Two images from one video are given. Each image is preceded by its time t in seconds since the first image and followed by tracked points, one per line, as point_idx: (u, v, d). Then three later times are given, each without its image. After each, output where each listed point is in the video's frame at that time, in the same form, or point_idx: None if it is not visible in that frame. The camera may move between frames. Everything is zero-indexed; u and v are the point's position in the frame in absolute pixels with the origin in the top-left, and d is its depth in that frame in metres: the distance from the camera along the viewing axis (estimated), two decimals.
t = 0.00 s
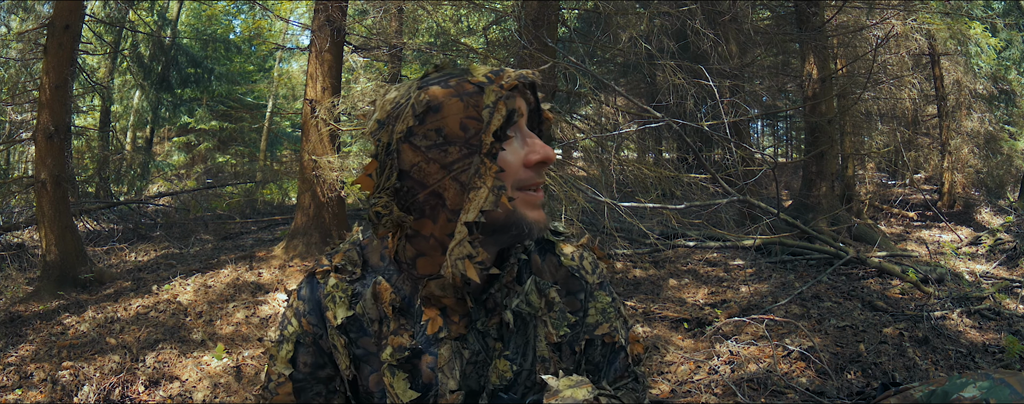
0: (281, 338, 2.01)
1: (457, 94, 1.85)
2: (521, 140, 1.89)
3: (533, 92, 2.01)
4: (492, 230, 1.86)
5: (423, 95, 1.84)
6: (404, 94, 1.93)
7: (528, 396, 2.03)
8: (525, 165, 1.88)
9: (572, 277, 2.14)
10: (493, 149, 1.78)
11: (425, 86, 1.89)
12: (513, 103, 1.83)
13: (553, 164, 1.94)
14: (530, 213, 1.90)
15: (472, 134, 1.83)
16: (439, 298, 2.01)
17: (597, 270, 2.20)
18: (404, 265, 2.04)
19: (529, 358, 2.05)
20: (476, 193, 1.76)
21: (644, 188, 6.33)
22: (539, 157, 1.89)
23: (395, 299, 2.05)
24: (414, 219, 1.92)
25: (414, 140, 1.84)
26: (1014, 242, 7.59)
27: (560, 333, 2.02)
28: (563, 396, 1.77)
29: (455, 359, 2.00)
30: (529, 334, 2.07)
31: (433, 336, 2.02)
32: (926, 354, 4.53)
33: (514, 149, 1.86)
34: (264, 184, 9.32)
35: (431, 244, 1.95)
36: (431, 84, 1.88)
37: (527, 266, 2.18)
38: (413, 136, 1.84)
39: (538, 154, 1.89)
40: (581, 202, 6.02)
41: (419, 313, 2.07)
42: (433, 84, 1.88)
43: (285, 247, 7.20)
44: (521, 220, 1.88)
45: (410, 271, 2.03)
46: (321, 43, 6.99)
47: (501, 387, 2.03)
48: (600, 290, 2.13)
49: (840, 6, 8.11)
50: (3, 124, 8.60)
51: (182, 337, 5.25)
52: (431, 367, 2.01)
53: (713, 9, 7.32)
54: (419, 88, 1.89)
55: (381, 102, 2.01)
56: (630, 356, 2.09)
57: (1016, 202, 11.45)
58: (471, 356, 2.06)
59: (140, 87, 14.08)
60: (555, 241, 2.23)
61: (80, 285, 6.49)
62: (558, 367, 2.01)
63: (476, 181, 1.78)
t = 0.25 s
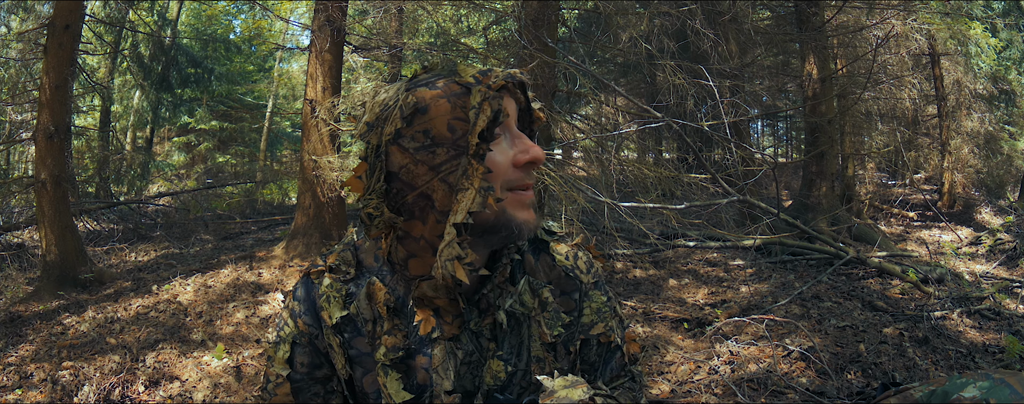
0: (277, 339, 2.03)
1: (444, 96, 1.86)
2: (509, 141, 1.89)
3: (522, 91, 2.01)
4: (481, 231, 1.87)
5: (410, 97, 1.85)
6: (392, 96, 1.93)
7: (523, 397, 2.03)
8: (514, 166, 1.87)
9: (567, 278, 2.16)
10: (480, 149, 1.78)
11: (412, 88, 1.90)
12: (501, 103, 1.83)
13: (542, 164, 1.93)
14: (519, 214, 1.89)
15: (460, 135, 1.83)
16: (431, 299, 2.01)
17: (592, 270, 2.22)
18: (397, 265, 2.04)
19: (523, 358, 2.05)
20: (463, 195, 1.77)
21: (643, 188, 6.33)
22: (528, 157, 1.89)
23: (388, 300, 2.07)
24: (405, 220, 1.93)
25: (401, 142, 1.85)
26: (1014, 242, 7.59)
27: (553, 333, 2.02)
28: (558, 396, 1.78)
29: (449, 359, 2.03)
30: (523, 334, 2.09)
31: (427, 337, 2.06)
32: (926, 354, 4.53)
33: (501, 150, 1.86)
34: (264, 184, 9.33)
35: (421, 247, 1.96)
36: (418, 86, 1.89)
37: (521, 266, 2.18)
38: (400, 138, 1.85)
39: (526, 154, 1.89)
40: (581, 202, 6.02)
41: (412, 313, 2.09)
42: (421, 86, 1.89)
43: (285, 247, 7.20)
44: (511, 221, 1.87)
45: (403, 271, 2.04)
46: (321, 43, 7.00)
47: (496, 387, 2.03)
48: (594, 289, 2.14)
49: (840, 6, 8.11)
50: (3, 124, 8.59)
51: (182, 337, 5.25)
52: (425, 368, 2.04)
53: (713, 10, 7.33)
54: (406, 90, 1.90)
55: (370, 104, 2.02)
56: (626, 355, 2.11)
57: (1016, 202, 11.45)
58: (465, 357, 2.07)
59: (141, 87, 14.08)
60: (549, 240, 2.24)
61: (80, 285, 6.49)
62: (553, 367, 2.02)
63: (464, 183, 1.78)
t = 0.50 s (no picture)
0: (277, 339, 2.03)
1: (451, 100, 1.85)
2: (515, 150, 1.90)
3: (529, 97, 2.01)
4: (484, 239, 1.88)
5: (416, 98, 1.84)
6: (397, 95, 1.93)
7: (523, 398, 2.09)
8: (518, 176, 1.88)
9: (567, 281, 2.19)
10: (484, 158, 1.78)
11: (418, 89, 1.89)
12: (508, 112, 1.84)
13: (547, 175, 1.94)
14: (521, 224, 1.91)
15: (465, 141, 1.83)
16: (431, 301, 2.01)
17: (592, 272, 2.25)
18: (396, 267, 2.04)
19: (523, 361, 2.11)
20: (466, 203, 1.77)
21: (644, 188, 6.33)
22: (533, 169, 1.89)
23: (387, 301, 2.07)
24: (407, 223, 1.94)
25: (405, 145, 1.85)
26: (1014, 242, 7.59)
27: (552, 337, 2.06)
28: (558, 396, 1.80)
29: (448, 361, 2.04)
30: (523, 337, 2.14)
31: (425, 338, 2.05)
32: (926, 354, 4.53)
33: (506, 159, 1.87)
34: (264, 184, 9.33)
35: (421, 250, 1.96)
36: (425, 87, 1.88)
37: (521, 268, 2.20)
38: (404, 141, 1.85)
39: (532, 165, 1.89)
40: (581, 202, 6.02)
41: (411, 315, 2.09)
42: (427, 88, 1.88)
43: (286, 247, 7.20)
44: (512, 232, 1.89)
45: (403, 273, 2.03)
46: (321, 43, 7.00)
47: (495, 389, 2.08)
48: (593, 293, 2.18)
49: (840, 6, 8.11)
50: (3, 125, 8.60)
51: (182, 337, 5.25)
52: (424, 370, 2.03)
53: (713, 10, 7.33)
54: (412, 91, 1.89)
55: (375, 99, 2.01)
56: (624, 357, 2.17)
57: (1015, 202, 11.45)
58: (463, 359, 2.09)
59: (141, 88, 14.08)
60: (550, 244, 2.25)
61: (80, 285, 6.50)
62: (551, 368, 2.08)
63: (467, 190, 1.79)
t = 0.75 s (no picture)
0: (277, 340, 2.05)
1: (459, 103, 1.86)
2: (521, 158, 1.92)
3: (538, 103, 2.06)
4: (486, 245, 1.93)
5: (422, 100, 1.85)
6: (404, 96, 1.95)
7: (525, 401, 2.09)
8: (523, 183, 1.91)
9: (570, 286, 2.20)
10: (489, 164, 1.80)
11: (426, 90, 1.90)
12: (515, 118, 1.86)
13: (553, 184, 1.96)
14: (524, 231, 1.94)
15: (470, 146, 1.85)
16: (432, 304, 2.05)
17: (596, 277, 2.24)
18: (399, 270, 2.05)
19: (524, 365, 2.13)
20: (469, 209, 1.79)
21: (644, 188, 6.31)
22: (539, 177, 1.92)
23: (387, 303, 2.08)
24: (410, 226, 1.96)
25: (410, 148, 1.87)
26: (1014, 242, 7.60)
27: (553, 342, 2.06)
28: (560, 396, 1.81)
29: (448, 365, 2.06)
30: (526, 342, 2.15)
31: (424, 341, 2.04)
32: (926, 354, 4.53)
33: (512, 166, 1.90)
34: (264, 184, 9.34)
35: (423, 254, 1.98)
36: (433, 89, 1.89)
37: (524, 273, 2.21)
38: (409, 143, 1.86)
39: (538, 173, 1.92)
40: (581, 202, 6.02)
41: (410, 319, 2.07)
42: (436, 89, 1.89)
43: (286, 247, 7.20)
44: (515, 236, 1.93)
45: (404, 276, 2.05)
46: (321, 43, 7.00)
47: (496, 393, 2.08)
48: (596, 299, 2.19)
49: (840, 6, 8.12)
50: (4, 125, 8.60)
51: (182, 337, 5.25)
52: (424, 374, 2.04)
53: (713, 10, 7.33)
54: (420, 91, 1.91)
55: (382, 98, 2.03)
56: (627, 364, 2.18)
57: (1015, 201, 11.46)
58: (464, 364, 2.12)
59: (141, 88, 14.08)
60: (554, 248, 2.26)
61: (81, 285, 6.50)
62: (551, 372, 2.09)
63: (471, 196, 1.80)
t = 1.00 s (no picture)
0: (278, 340, 2.12)
1: (461, 106, 2.01)
2: (522, 163, 2.09)
3: (542, 107, 2.20)
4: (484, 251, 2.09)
5: (425, 104, 2.00)
6: (406, 98, 2.11)
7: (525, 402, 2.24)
8: (523, 189, 2.08)
9: (571, 291, 2.35)
10: (489, 170, 1.95)
11: (429, 93, 2.05)
12: (516, 124, 2.01)
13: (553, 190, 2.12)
14: (523, 238, 2.11)
15: (471, 150, 2.00)
16: (432, 308, 2.17)
17: (598, 284, 2.39)
18: (400, 273, 2.21)
19: (523, 370, 2.28)
20: (469, 214, 1.94)
21: (644, 188, 6.32)
22: (542, 183, 2.08)
23: (387, 306, 2.17)
24: (410, 229, 2.13)
25: (411, 151, 2.02)
26: (1015, 242, 7.58)
27: (554, 347, 2.21)
28: (561, 396, 1.92)
29: (447, 368, 2.17)
30: (527, 346, 2.30)
31: (422, 343, 2.14)
32: (926, 354, 4.53)
33: (513, 172, 2.07)
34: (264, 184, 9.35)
35: (423, 257, 2.15)
36: (436, 92, 2.04)
37: (526, 278, 2.38)
38: (411, 147, 2.02)
39: (539, 179, 2.08)
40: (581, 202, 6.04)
41: (411, 322, 2.19)
42: (439, 92, 2.04)
43: (286, 247, 7.20)
44: (512, 244, 2.09)
45: (404, 279, 2.21)
46: (321, 43, 6.99)
47: (496, 395, 2.21)
48: (597, 305, 2.32)
49: (840, 6, 8.10)
50: (3, 124, 8.58)
51: (183, 337, 5.25)
52: (423, 375, 2.14)
53: (714, 10, 7.33)
54: (423, 94, 2.06)
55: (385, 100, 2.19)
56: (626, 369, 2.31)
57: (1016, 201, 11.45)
58: (464, 367, 2.23)
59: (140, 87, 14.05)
60: (557, 253, 2.44)
61: (81, 285, 6.50)
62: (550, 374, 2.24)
63: (470, 201, 1.95)
